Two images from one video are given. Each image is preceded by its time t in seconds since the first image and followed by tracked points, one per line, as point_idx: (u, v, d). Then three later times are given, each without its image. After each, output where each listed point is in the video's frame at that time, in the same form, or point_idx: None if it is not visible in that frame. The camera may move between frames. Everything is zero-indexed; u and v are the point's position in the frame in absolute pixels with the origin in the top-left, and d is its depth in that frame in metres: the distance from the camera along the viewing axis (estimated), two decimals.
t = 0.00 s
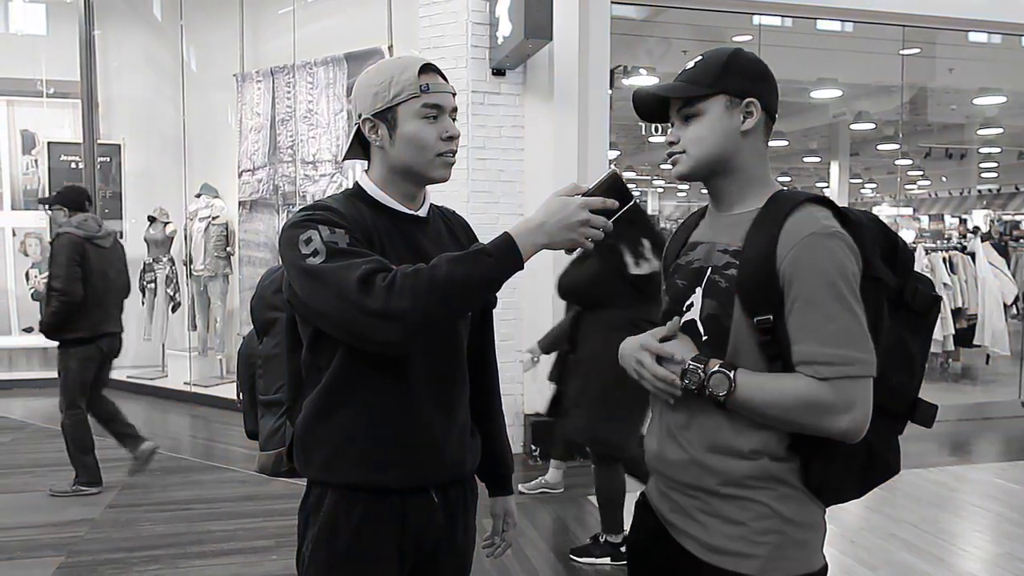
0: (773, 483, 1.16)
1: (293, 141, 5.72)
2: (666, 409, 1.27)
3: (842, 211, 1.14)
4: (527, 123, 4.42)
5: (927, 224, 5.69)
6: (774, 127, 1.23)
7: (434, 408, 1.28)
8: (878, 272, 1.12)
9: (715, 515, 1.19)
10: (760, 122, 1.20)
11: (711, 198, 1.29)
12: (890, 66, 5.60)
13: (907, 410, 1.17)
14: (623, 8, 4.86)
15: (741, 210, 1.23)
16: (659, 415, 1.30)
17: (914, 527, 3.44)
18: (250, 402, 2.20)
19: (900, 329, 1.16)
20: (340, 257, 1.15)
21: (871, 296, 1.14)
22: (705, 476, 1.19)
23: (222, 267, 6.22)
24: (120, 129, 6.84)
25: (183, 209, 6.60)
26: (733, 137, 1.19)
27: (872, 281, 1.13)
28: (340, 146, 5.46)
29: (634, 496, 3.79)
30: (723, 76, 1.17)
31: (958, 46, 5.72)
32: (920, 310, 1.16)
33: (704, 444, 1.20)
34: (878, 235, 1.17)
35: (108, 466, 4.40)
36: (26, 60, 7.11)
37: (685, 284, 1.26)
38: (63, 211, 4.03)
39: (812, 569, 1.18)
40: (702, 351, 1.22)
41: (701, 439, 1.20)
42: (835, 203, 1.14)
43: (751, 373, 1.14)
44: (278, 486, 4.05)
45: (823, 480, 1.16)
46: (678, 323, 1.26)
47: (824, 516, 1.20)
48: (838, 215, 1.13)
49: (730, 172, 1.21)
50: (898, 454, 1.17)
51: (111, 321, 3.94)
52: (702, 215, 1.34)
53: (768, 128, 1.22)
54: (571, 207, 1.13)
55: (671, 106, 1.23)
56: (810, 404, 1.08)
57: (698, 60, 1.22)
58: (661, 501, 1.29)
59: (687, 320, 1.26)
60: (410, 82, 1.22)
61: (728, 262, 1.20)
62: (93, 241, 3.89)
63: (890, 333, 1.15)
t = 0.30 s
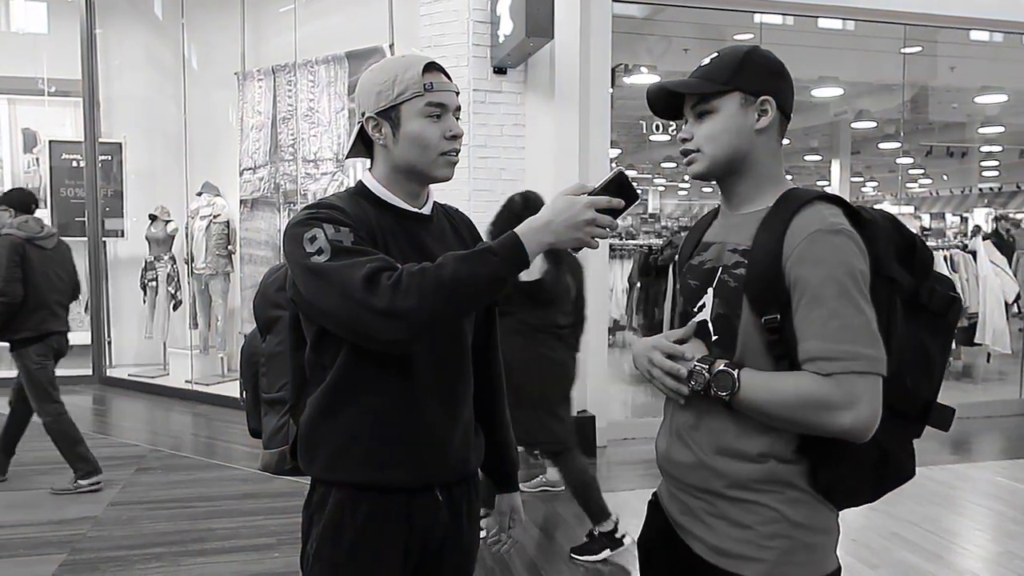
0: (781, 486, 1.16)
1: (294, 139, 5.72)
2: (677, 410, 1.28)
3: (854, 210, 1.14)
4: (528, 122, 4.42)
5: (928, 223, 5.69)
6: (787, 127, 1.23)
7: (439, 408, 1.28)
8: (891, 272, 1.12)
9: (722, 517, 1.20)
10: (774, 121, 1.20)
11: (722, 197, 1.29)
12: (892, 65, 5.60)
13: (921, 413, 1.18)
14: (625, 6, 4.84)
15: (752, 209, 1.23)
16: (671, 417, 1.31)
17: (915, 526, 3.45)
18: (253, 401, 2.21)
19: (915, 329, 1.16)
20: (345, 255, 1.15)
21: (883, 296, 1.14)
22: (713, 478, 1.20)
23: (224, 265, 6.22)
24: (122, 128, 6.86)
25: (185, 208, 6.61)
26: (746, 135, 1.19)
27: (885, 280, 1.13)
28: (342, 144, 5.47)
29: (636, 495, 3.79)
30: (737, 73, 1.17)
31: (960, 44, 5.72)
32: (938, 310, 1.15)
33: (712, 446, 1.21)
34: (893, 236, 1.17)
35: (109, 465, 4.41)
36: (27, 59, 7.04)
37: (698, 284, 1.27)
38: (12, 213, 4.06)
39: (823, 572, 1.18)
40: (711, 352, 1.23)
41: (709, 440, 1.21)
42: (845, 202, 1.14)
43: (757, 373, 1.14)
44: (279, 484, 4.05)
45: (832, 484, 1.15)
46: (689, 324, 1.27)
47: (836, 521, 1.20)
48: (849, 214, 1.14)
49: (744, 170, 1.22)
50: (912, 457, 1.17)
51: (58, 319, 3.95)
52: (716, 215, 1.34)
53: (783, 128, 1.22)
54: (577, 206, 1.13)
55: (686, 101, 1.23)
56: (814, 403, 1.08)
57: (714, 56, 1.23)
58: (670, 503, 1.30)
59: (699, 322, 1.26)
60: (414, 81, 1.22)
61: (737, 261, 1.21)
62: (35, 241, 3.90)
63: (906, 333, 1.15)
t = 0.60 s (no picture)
0: (786, 486, 1.16)
1: (294, 139, 5.71)
2: (681, 409, 1.28)
3: (859, 209, 1.14)
4: (528, 121, 4.42)
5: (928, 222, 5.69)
6: (792, 127, 1.23)
7: (441, 407, 1.28)
8: (896, 271, 1.12)
9: (727, 517, 1.20)
10: (779, 121, 1.20)
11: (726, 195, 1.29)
12: (892, 63, 5.59)
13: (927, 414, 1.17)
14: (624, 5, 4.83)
15: (756, 209, 1.23)
16: (675, 416, 1.31)
17: (915, 525, 3.45)
18: (254, 399, 2.21)
19: (920, 329, 1.16)
20: (349, 254, 1.15)
21: (888, 296, 1.14)
22: (717, 478, 1.20)
23: (224, 265, 6.20)
24: (121, 128, 6.86)
25: (184, 207, 6.62)
26: (751, 135, 1.19)
27: (891, 280, 1.13)
28: (342, 144, 5.46)
29: (636, 495, 3.79)
30: (742, 72, 1.17)
31: (960, 43, 5.71)
32: (945, 310, 1.15)
33: (716, 446, 1.21)
34: (899, 235, 1.17)
35: (109, 464, 4.41)
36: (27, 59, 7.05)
37: (701, 284, 1.27)
38: None
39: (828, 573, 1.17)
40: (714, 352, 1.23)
41: (713, 440, 1.21)
42: (851, 201, 1.14)
43: (761, 375, 1.15)
44: (280, 483, 4.05)
45: (836, 484, 1.15)
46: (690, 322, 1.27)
47: (840, 521, 1.19)
48: (855, 212, 1.13)
49: (748, 169, 1.22)
50: (919, 459, 1.17)
51: None
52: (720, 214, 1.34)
53: (787, 127, 1.22)
54: (580, 206, 1.13)
55: (691, 100, 1.23)
56: (818, 406, 1.08)
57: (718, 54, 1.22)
58: (675, 502, 1.30)
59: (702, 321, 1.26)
60: (417, 80, 1.23)
61: (742, 260, 1.20)
62: None
63: (911, 332, 1.15)
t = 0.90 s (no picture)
0: (783, 484, 1.16)
1: (293, 138, 5.72)
2: (678, 409, 1.29)
3: (854, 207, 1.14)
4: (527, 120, 4.41)
5: (927, 221, 5.69)
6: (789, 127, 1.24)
7: (440, 406, 1.28)
8: (892, 270, 1.13)
9: (725, 515, 1.20)
10: (777, 121, 1.20)
11: (722, 195, 1.29)
12: (891, 63, 5.60)
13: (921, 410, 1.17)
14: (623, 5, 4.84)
15: (753, 208, 1.24)
16: (673, 415, 1.31)
17: (914, 524, 3.45)
18: (255, 398, 2.21)
19: (914, 327, 1.17)
20: (348, 253, 1.15)
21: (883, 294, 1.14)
22: (715, 477, 1.20)
23: (224, 264, 6.23)
24: (121, 127, 6.86)
25: (184, 206, 6.62)
26: (750, 135, 1.19)
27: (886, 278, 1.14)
28: (341, 143, 5.47)
29: (635, 494, 3.80)
30: (741, 71, 1.17)
31: (958, 42, 5.72)
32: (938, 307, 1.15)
33: (714, 445, 1.21)
34: (893, 233, 1.17)
35: (107, 463, 4.41)
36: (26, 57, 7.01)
37: (698, 284, 1.27)
38: None
39: (824, 569, 1.18)
40: (711, 351, 1.23)
41: (711, 439, 1.22)
42: (846, 200, 1.15)
43: (758, 375, 1.15)
44: (279, 482, 4.05)
45: (834, 481, 1.16)
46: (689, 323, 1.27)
47: (836, 518, 1.20)
48: (849, 211, 1.14)
49: (746, 168, 1.22)
50: (914, 455, 1.18)
51: None
52: (716, 213, 1.35)
53: (784, 127, 1.23)
54: (579, 205, 1.13)
55: (688, 99, 1.23)
56: (816, 407, 1.09)
57: (716, 53, 1.22)
58: (673, 501, 1.30)
59: (700, 321, 1.27)
60: (416, 80, 1.23)
61: (739, 261, 1.20)
62: None
63: (906, 329, 1.16)
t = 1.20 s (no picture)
0: (780, 481, 1.16)
1: (292, 136, 5.71)
2: (674, 408, 1.29)
3: (847, 207, 1.14)
4: (527, 119, 4.41)
5: (926, 220, 5.70)
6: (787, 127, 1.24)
7: (441, 406, 1.28)
8: (884, 269, 1.13)
9: (722, 513, 1.20)
10: (775, 121, 1.20)
11: (719, 195, 1.29)
12: (890, 62, 5.60)
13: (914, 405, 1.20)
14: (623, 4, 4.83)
15: (749, 208, 1.24)
16: (668, 414, 1.31)
17: (913, 523, 3.45)
18: (255, 397, 2.21)
19: (907, 325, 1.17)
20: (349, 253, 1.15)
21: (876, 293, 1.14)
22: (712, 475, 1.20)
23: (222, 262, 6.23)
24: (119, 125, 6.85)
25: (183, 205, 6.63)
26: (749, 135, 1.19)
27: (879, 277, 1.14)
28: (340, 142, 5.46)
29: (634, 492, 3.80)
30: (742, 72, 1.17)
31: (958, 42, 5.72)
32: (930, 306, 1.16)
33: (710, 443, 1.21)
34: (885, 232, 1.18)
35: (106, 462, 4.40)
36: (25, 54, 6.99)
37: (693, 283, 1.27)
38: None
39: (820, 566, 1.18)
40: (707, 351, 1.23)
41: (708, 437, 1.21)
42: (840, 199, 1.15)
43: (755, 374, 1.15)
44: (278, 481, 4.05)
45: (830, 479, 1.16)
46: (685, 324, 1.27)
47: (831, 515, 1.20)
48: (842, 210, 1.14)
49: (745, 168, 1.22)
50: (905, 450, 1.20)
51: None
52: (710, 211, 1.35)
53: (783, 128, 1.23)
54: (579, 203, 1.13)
55: (687, 98, 1.22)
56: (813, 405, 1.09)
57: (715, 53, 1.22)
58: (670, 500, 1.30)
59: (695, 320, 1.26)
60: (417, 79, 1.23)
61: (734, 260, 1.20)
62: None
63: (898, 328, 1.17)
